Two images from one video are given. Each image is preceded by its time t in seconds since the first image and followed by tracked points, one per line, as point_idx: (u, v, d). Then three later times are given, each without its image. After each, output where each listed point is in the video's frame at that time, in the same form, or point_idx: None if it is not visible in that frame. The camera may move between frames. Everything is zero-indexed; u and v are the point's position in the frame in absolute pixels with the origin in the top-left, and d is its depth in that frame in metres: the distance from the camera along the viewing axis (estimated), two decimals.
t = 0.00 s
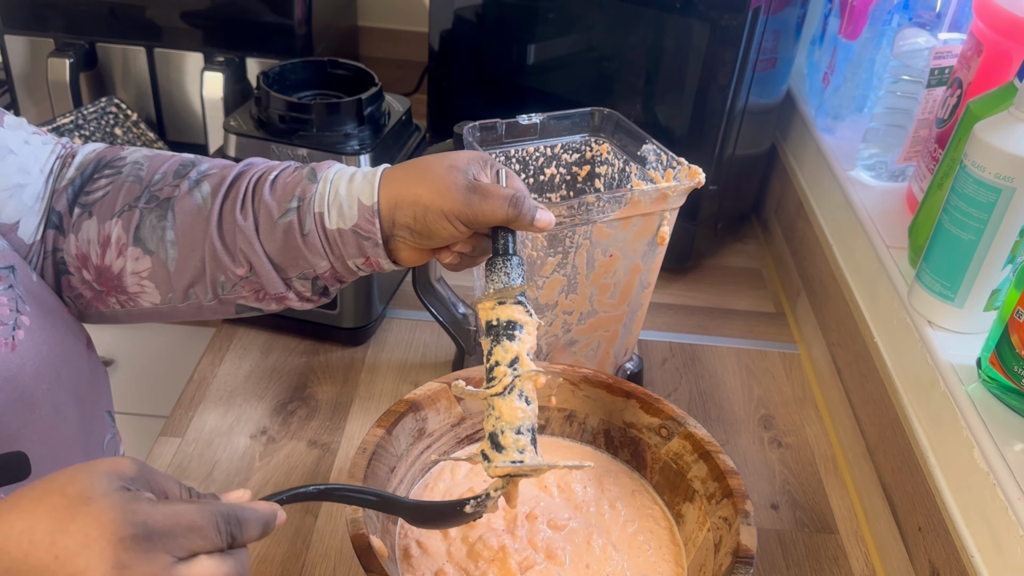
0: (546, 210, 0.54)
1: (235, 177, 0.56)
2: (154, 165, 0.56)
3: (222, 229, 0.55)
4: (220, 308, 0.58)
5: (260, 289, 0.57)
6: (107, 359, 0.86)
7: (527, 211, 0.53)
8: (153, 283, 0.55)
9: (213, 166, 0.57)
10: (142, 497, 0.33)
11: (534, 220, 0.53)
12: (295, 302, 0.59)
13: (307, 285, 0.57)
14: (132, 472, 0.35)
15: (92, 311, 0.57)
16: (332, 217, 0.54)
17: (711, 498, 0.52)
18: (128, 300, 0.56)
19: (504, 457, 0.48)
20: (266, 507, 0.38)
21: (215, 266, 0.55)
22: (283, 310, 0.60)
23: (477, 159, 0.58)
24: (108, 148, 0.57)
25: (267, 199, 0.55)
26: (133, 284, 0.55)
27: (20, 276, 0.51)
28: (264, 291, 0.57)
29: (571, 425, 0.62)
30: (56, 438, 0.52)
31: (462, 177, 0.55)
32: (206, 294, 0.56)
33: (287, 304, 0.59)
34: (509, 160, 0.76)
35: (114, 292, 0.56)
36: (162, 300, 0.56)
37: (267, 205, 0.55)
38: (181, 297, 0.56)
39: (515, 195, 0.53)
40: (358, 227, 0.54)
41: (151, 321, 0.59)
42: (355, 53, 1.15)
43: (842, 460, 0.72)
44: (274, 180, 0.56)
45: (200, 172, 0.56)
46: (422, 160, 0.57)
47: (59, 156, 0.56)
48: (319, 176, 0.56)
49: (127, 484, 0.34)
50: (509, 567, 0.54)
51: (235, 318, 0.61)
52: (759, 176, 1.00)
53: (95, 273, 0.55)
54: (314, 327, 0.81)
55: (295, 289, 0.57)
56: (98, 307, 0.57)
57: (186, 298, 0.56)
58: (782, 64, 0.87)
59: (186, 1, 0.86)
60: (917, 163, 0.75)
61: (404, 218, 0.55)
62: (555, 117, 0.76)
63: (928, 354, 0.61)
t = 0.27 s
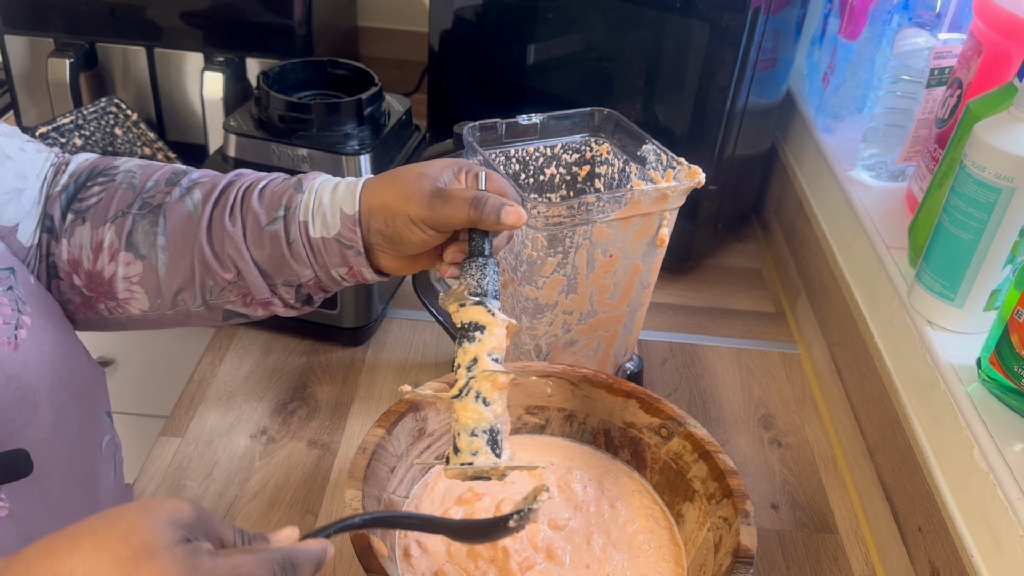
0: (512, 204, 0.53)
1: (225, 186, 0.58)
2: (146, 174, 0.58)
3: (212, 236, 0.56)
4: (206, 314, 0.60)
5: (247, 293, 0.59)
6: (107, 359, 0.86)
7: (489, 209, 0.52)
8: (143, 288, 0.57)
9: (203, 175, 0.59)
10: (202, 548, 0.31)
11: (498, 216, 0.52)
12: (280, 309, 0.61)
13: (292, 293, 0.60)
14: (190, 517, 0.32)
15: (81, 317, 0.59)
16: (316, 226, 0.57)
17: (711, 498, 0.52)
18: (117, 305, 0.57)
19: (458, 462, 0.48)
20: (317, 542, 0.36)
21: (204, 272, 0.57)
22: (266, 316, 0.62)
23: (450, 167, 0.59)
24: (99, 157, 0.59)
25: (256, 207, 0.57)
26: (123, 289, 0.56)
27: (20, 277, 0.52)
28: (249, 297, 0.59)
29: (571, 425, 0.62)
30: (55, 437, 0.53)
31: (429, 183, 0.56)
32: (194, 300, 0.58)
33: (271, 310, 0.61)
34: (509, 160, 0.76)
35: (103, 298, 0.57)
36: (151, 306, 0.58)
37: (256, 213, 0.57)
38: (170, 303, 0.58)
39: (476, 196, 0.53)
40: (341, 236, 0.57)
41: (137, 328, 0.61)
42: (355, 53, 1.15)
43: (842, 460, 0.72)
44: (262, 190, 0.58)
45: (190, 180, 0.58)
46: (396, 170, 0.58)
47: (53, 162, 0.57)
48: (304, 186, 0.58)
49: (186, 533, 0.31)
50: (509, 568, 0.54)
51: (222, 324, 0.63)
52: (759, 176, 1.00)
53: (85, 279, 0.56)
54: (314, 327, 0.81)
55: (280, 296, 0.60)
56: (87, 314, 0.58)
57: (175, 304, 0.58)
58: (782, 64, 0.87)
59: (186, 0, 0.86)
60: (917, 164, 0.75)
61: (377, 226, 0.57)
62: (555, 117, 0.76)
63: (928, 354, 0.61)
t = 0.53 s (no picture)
0: (483, 238, 0.49)
1: (214, 183, 0.58)
2: (137, 172, 0.58)
3: (204, 235, 0.57)
4: (204, 308, 0.60)
5: (242, 289, 0.59)
6: (108, 359, 0.87)
7: (460, 242, 0.50)
8: (140, 286, 0.57)
9: (192, 170, 0.59)
10: None
11: (470, 250, 0.50)
12: (275, 301, 0.62)
13: (285, 287, 0.60)
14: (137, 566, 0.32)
15: (77, 312, 0.60)
16: (305, 229, 0.56)
17: (711, 498, 0.53)
18: (114, 301, 0.58)
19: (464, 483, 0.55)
20: None
21: (198, 270, 0.57)
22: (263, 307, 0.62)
23: (435, 182, 0.57)
24: (90, 154, 0.59)
25: (245, 208, 0.56)
26: (119, 286, 0.57)
27: (20, 277, 0.52)
28: (245, 292, 0.59)
29: (571, 425, 0.62)
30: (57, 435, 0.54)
31: (409, 205, 0.54)
32: (190, 296, 0.58)
33: (267, 302, 0.61)
34: (509, 160, 0.76)
35: (99, 295, 0.57)
36: (147, 302, 0.58)
37: (246, 214, 0.56)
38: (167, 299, 0.58)
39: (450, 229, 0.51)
40: (330, 238, 0.56)
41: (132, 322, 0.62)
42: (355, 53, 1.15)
43: (842, 460, 0.72)
44: (251, 189, 0.58)
45: (181, 177, 0.58)
46: (380, 182, 0.56)
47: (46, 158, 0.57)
48: (292, 188, 0.57)
49: None
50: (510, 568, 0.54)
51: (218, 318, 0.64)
52: (759, 176, 1.00)
53: (81, 276, 0.57)
54: (314, 327, 0.81)
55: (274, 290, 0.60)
56: (83, 309, 0.59)
57: (171, 300, 0.58)
58: (782, 64, 0.87)
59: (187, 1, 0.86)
60: (917, 163, 0.75)
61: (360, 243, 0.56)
62: (555, 117, 0.76)
63: (928, 354, 0.61)
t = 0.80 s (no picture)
0: (459, 245, 0.49)
1: (206, 191, 0.58)
2: (132, 178, 0.58)
3: (196, 242, 0.57)
4: (198, 317, 0.60)
5: (236, 297, 0.59)
6: (107, 359, 0.87)
7: (441, 249, 0.50)
8: (134, 293, 0.57)
9: (186, 178, 0.59)
10: (117, 540, 0.31)
11: (449, 258, 0.50)
12: (269, 309, 0.62)
13: (277, 295, 0.60)
14: (108, 514, 0.32)
15: (73, 319, 0.60)
16: (294, 236, 0.56)
17: (711, 498, 0.53)
18: (109, 309, 0.58)
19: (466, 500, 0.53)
20: (243, 532, 0.36)
21: (190, 279, 0.57)
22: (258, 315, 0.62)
23: (420, 188, 0.57)
24: (86, 161, 0.59)
25: (235, 217, 0.57)
26: (114, 294, 0.57)
27: (22, 283, 0.52)
28: (238, 300, 0.59)
29: (571, 425, 0.62)
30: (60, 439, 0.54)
31: (394, 212, 0.54)
32: (183, 305, 0.58)
33: (262, 310, 0.61)
34: (510, 160, 0.76)
35: (94, 303, 0.57)
36: (142, 310, 0.58)
37: (235, 222, 0.57)
38: (161, 307, 0.58)
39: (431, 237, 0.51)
40: (319, 246, 0.56)
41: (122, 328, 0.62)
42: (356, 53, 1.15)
43: (842, 460, 0.72)
44: (241, 197, 0.58)
45: (174, 184, 0.58)
46: (366, 189, 0.56)
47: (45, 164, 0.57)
48: (281, 196, 0.57)
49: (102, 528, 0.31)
50: (510, 568, 0.54)
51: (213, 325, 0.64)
52: (759, 176, 1.00)
53: (76, 284, 0.56)
54: (314, 327, 0.81)
55: (267, 298, 0.60)
56: (79, 316, 0.59)
57: (166, 308, 0.58)
58: (782, 64, 0.87)
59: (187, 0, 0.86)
60: (917, 163, 0.75)
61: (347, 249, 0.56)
62: (555, 117, 0.76)
63: (928, 355, 0.61)
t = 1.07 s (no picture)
0: (443, 252, 0.50)
1: (206, 195, 0.58)
2: (131, 181, 0.58)
3: (194, 247, 0.57)
4: (196, 321, 0.61)
5: (234, 302, 0.59)
6: (107, 359, 0.87)
7: (428, 257, 0.51)
8: (133, 297, 0.57)
9: (185, 182, 0.59)
10: (180, 552, 0.32)
11: (433, 265, 0.50)
12: (266, 315, 0.62)
13: (275, 301, 0.60)
14: (170, 527, 0.33)
15: (72, 321, 0.59)
16: (291, 243, 0.57)
17: (711, 498, 0.53)
18: (107, 313, 0.58)
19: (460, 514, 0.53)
20: (301, 534, 0.37)
21: (189, 284, 0.57)
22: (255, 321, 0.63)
23: (410, 192, 0.57)
24: (86, 163, 0.59)
25: (233, 221, 0.57)
26: (112, 297, 0.57)
27: (22, 284, 0.52)
28: (236, 305, 0.60)
29: (571, 425, 0.62)
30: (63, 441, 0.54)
31: (382, 219, 0.54)
32: (181, 310, 0.59)
33: (258, 317, 0.62)
34: (509, 160, 0.76)
35: (92, 306, 0.57)
36: (140, 313, 0.58)
37: (233, 227, 0.57)
38: (159, 310, 0.58)
39: (419, 245, 0.51)
40: (315, 253, 0.57)
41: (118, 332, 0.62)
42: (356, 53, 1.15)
43: (842, 460, 0.72)
44: (240, 201, 0.58)
45: (174, 188, 0.58)
46: (356, 196, 0.56)
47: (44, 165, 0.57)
48: (279, 202, 0.58)
49: (166, 540, 0.33)
50: (510, 569, 0.54)
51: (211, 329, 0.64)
52: (759, 176, 1.00)
53: (74, 287, 0.56)
54: (314, 327, 0.81)
55: (265, 304, 0.60)
56: (77, 318, 0.59)
57: (164, 311, 0.58)
58: (782, 64, 0.87)
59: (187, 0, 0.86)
60: (917, 163, 0.75)
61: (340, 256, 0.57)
62: (555, 117, 0.76)
63: (927, 355, 0.61)
